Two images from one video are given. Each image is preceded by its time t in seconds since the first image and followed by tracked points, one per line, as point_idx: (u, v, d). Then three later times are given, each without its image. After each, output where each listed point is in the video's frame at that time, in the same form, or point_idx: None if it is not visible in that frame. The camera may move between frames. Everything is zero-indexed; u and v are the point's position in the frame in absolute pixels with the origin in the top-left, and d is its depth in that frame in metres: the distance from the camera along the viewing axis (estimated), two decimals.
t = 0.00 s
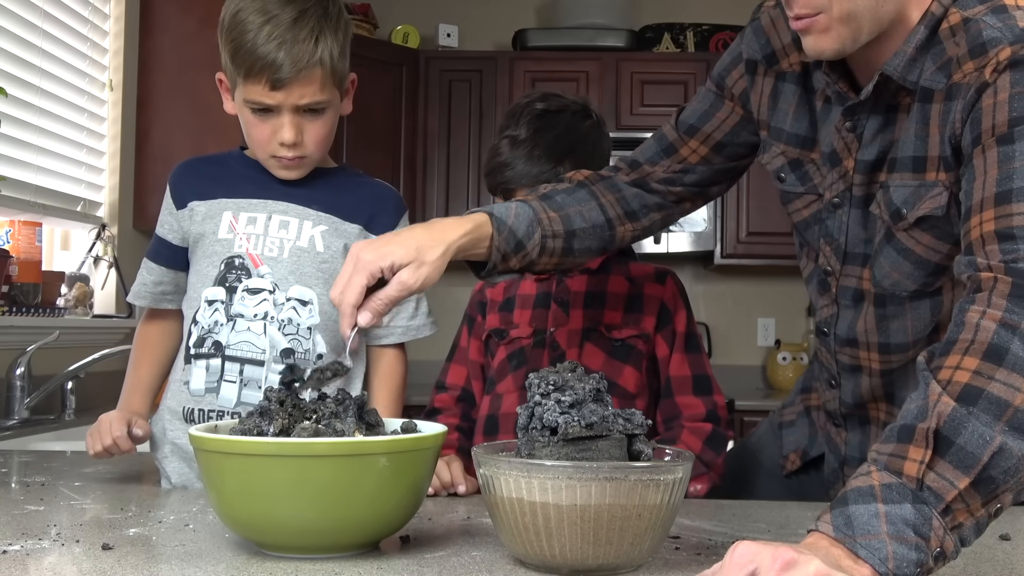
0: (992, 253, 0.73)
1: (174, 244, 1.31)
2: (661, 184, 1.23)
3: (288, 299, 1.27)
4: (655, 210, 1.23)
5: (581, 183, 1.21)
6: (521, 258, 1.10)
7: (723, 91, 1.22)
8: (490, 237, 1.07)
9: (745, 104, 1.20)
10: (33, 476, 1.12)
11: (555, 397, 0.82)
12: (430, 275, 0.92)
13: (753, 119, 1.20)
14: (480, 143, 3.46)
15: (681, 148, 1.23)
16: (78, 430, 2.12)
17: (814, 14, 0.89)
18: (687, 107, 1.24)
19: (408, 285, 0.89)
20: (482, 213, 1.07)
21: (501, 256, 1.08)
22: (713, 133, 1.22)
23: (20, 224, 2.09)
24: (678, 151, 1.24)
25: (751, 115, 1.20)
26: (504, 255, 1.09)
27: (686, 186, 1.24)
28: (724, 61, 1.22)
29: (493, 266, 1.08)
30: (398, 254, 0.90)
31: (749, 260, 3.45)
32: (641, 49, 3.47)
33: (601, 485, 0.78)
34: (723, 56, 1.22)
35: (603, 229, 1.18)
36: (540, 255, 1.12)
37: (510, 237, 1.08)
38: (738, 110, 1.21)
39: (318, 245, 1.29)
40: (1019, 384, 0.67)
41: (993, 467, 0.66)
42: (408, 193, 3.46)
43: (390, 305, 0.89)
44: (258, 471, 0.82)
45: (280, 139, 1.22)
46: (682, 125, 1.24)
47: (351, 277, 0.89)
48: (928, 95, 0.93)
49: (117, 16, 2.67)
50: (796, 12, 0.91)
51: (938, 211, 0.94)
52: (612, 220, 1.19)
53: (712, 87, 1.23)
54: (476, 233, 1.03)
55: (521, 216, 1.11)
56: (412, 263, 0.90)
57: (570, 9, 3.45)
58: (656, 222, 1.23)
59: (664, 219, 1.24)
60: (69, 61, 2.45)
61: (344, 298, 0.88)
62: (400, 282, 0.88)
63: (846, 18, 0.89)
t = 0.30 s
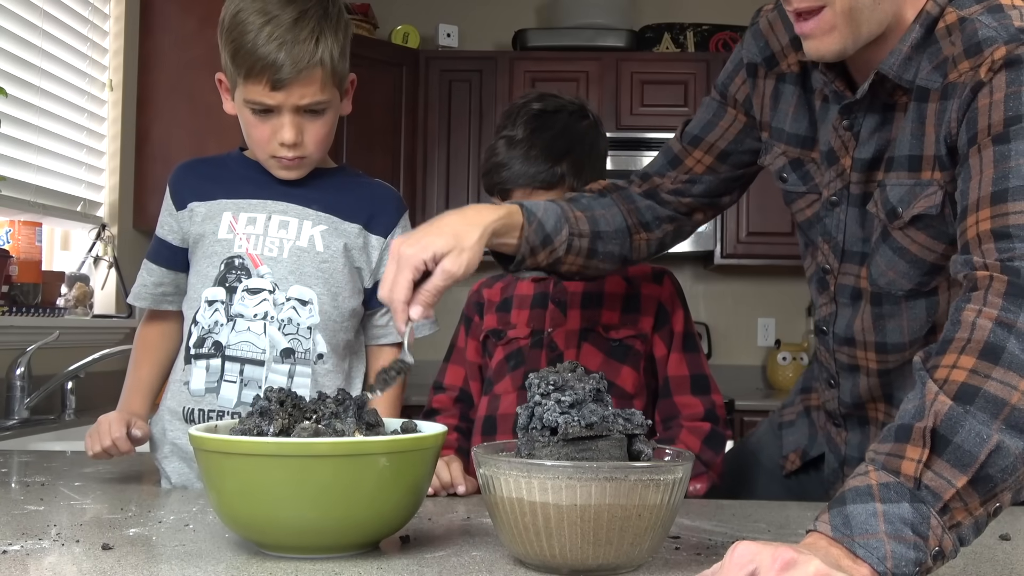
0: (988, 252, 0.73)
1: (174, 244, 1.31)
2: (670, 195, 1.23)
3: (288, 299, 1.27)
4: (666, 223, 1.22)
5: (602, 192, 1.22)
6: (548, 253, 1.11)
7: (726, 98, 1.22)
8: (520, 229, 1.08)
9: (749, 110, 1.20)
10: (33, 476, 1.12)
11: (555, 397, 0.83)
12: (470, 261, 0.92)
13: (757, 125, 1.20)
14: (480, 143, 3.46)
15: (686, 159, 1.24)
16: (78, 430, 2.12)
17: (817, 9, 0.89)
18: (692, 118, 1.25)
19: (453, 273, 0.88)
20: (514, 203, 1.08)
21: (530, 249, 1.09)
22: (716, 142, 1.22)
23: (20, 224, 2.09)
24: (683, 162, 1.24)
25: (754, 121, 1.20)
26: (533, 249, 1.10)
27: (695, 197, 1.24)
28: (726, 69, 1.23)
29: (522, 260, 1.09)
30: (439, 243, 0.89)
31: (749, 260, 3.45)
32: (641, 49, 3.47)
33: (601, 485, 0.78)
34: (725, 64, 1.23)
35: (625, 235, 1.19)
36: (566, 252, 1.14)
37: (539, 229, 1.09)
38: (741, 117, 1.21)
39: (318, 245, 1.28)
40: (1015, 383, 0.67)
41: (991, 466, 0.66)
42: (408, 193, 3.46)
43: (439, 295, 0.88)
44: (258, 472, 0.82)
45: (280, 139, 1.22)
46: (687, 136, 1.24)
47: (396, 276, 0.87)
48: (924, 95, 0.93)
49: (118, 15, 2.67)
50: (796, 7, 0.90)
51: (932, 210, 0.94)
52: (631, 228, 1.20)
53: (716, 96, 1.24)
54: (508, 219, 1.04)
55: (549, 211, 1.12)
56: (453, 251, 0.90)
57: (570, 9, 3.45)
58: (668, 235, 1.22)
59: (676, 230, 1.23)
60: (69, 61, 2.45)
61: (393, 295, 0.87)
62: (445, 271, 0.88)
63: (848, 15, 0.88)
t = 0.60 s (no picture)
0: (986, 251, 0.73)
1: (174, 245, 1.31)
2: (679, 205, 1.23)
3: (288, 299, 1.27)
4: (677, 232, 1.23)
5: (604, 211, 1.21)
6: (558, 289, 1.09)
7: (730, 103, 1.22)
8: (528, 271, 1.06)
9: (754, 115, 1.20)
10: (33, 476, 1.12)
11: (555, 397, 0.82)
12: (477, 311, 0.91)
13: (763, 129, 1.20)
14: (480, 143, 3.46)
15: (693, 166, 1.24)
16: (78, 430, 2.12)
17: (817, 11, 0.89)
18: (697, 124, 1.25)
19: (457, 323, 0.88)
20: (517, 246, 1.06)
21: (540, 288, 1.08)
22: (724, 147, 1.22)
23: (20, 224, 2.09)
24: (692, 169, 1.24)
25: (760, 125, 1.20)
26: (542, 287, 1.08)
27: (705, 204, 1.24)
28: (729, 74, 1.23)
29: (532, 300, 1.07)
30: (444, 293, 0.89)
31: (750, 260, 3.45)
32: (641, 49, 3.47)
33: (601, 485, 0.78)
34: (728, 69, 1.23)
35: (633, 255, 1.18)
36: (575, 283, 1.12)
37: (547, 268, 1.08)
38: (746, 121, 1.21)
39: (318, 245, 1.28)
40: (1014, 381, 0.67)
41: (990, 464, 0.66)
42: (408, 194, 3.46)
43: (442, 344, 0.88)
44: (258, 471, 0.82)
45: (281, 139, 1.22)
46: (693, 142, 1.24)
47: (400, 322, 0.88)
48: (923, 96, 0.93)
49: (117, 15, 2.67)
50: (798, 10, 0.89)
51: (933, 210, 0.94)
52: (639, 244, 1.19)
53: (719, 101, 1.24)
54: (516, 266, 1.03)
55: (555, 246, 1.11)
56: (459, 300, 0.90)
57: (570, 9, 3.45)
58: (679, 243, 1.23)
59: (686, 238, 1.24)
60: (69, 61, 2.45)
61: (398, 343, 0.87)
62: (449, 320, 0.88)
63: (851, 16, 0.88)
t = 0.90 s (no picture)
0: (986, 252, 0.73)
1: (174, 245, 1.31)
2: (678, 201, 1.23)
3: (287, 299, 1.27)
4: (674, 226, 1.23)
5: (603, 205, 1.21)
6: (556, 280, 1.10)
7: (730, 99, 1.22)
8: (527, 259, 1.07)
9: (754, 112, 1.20)
10: (33, 477, 1.12)
11: (555, 397, 0.83)
12: (473, 293, 0.92)
13: (762, 125, 1.20)
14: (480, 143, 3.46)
15: (692, 162, 1.24)
16: (78, 430, 2.12)
17: (826, 13, 0.89)
18: (696, 120, 1.25)
19: (451, 303, 0.89)
20: (518, 234, 1.07)
21: (538, 278, 1.08)
22: (722, 144, 1.22)
23: (20, 224, 2.09)
24: (690, 165, 1.24)
25: (759, 121, 1.20)
26: (540, 277, 1.09)
27: (703, 200, 1.24)
28: (729, 70, 1.22)
29: (530, 289, 1.08)
30: (442, 272, 0.90)
31: (750, 260, 3.45)
32: (641, 49, 3.47)
33: (600, 485, 0.78)
34: (728, 65, 1.23)
35: (630, 248, 1.19)
36: (574, 274, 1.13)
37: (546, 258, 1.09)
38: (745, 118, 1.21)
39: (317, 245, 1.28)
40: (1015, 382, 0.67)
41: (991, 465, 0.66)
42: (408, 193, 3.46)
43: (433, 322, 0.89)
44: (258, 472, 0.82)
45: (282, 138, 1.22)
46: (692, 138, 1.24)
47: (394, 295, 0.89)
48: (925, 95, 0.93)
49: (118, 16, 2.67)
50: (807, 12, 0.89)
51: (935, 210, 0.94)
52: (637, 238, 1.20)
53: (719, 97, 1.24)
54: (514, 254, 1.03)
55: (554, 237, 1.11)
56: (455, 281, 0.91)
57: (570, 9, 3.45)
58: (676, 238, 1.23)
59: (684, 234, 1.24)
60: (69, 61, 2.45)
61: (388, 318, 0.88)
62: (443, 299, 0.88)
63: (860, 17, 0.89)
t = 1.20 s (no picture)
0: (990, 253, 0.73)
1: (174, 245, 1.31)
2: (675, 197, 1.23)
3: (286, 299, 1.27)
4: (671, 223, 1.23)
5: (600, 201, 1.21)
6: (546, 276, 1.11)
7: (730, 98, 1.22)
8: (516, 256, 1.08)
9: (753, 111, 1.20)
10: (33, 476, 1.12)
11: (555, 397, 0.83)
12: (455, 287, 0.95)
13: (761, 125, 1.20)
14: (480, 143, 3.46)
15: (690, 159, 1.24)
16: (77, 430, 2.12)
17: (833, 16, 0.88)
18: (695, 117, 1.25)
19: (433, 295, 0.92)
20: (507, 232, 1.08)
21: (528, 275, 1.10)
22: (721, 142, 1.22)
23: (20, 224, 2.09)
24: (688, 163, 1.24)
25: (759, 120, 1.20)
26: (530, 274, 1.10)
27: (699, 197, 1.24)
28: (730, 68, 1.22)
29: (520, 285, 1.10)
30: (426, 265, 0.94)
31: (749, 260, 3.45)
32: (641, 49, 3.47)
33: (600, 485, 0.78)
34: (729, 63, 1.22)
35: (624, 245, 1.19)
36: (565, 271, 1.14)
37: (535, 255, 1.10)
38: (745, 117, 1.21)
39: (317, 245, 1.28)
40: (1017, 384, 0.67)
41: (992, 467, 0.66)
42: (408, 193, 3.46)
43: (415, 314, 0.91)
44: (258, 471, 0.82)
45: (283, 138, 1.22)
46: (690, 136, 1.24)
47: (378, 284, 0.92)
48: (929, 97, 0.93)
49: (118, 16, 2.67)
50: (813, 15, 0.89)
51: (938, 211, 0.94)
52: (632, 235, 1.20)
53: (719, 95, 1.24)
54: (502, 250, 1.05)
55: (545, 234, 1.12)
56: (438, 274, 0.94)
57: (571, 9, 3.45)
58: (672, 235, 1.23)
59: (680, 231, 1.24)
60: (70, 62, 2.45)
61: (370, 307, 0.91)
62: (425, 291, 0.91)
63: (867, 21, 0.88)
